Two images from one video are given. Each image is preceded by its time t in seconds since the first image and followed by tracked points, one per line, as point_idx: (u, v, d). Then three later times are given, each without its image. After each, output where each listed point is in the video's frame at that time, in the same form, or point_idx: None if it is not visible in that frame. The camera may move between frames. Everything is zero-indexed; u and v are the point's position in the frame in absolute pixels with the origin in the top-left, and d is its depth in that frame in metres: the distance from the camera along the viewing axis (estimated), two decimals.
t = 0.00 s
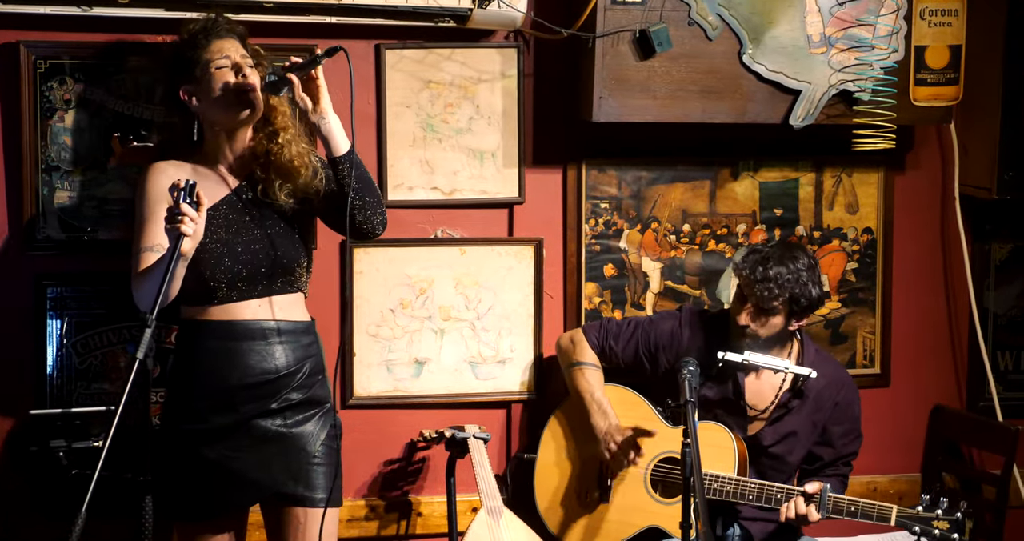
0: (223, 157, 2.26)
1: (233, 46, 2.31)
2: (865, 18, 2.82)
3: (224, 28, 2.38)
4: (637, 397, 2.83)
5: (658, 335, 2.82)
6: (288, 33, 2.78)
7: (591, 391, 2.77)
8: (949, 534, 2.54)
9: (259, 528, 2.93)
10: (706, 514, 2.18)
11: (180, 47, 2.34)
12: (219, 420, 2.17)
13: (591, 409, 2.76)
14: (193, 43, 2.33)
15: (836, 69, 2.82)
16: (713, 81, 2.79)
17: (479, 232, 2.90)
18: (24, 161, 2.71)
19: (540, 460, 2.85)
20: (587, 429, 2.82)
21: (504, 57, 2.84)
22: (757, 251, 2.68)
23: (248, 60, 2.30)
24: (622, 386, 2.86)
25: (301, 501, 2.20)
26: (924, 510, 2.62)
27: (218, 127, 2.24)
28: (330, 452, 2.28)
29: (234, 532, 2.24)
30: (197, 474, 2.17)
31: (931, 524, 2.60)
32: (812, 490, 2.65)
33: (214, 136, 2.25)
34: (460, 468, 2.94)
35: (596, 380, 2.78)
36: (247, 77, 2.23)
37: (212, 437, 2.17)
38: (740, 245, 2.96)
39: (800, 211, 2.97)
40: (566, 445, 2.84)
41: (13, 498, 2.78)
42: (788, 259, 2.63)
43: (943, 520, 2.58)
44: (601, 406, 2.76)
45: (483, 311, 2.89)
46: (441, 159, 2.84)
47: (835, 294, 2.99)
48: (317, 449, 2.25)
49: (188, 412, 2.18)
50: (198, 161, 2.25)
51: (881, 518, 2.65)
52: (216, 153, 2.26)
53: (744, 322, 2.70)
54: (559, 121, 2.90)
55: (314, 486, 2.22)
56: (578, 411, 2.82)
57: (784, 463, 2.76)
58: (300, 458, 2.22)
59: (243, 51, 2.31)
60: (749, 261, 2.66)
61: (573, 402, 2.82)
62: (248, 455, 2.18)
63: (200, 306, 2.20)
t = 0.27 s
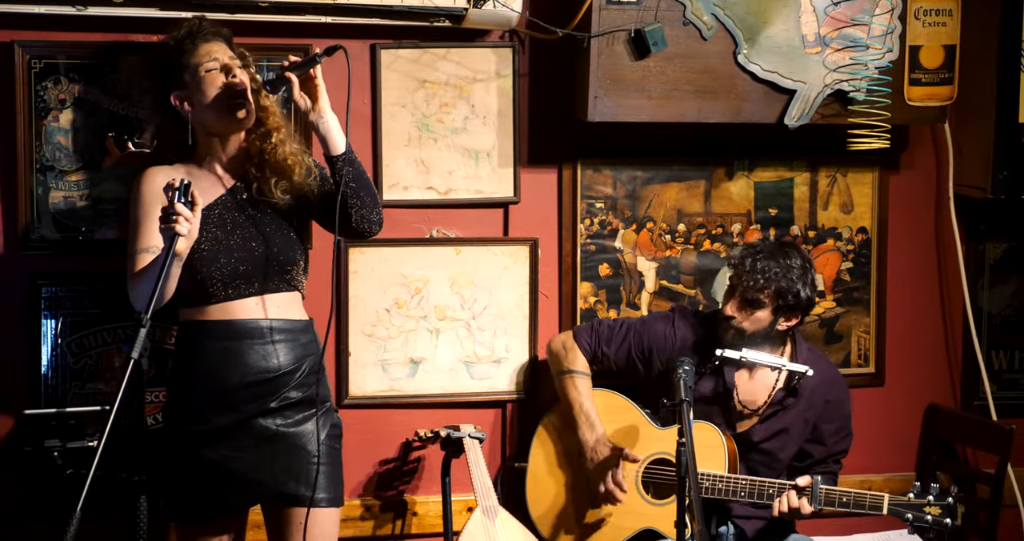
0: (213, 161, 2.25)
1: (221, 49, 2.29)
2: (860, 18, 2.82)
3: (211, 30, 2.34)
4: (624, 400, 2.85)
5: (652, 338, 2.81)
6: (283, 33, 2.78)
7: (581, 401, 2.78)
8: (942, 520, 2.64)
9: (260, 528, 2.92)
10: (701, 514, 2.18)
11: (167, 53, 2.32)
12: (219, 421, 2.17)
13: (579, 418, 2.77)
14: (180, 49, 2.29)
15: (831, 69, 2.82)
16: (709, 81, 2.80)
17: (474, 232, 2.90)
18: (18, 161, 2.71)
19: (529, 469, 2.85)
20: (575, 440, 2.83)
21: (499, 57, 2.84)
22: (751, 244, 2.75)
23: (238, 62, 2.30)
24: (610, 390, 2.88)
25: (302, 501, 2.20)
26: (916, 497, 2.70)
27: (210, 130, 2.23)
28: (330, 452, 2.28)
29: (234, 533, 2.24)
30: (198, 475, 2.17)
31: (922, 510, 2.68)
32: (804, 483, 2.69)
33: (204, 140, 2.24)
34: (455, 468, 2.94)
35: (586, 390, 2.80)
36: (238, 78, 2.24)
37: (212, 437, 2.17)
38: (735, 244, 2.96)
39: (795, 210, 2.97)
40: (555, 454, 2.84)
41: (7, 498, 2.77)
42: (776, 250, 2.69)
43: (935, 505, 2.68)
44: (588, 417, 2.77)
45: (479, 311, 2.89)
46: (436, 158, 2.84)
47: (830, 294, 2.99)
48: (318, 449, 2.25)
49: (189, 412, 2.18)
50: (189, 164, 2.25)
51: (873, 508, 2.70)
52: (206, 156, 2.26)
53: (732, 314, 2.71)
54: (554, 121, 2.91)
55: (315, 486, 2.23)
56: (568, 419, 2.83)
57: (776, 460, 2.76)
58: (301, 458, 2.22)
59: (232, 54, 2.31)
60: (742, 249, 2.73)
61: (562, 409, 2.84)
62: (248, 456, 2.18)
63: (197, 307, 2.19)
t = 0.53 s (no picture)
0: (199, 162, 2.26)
1: (205, 51, 2.30)
2: (850, 18, 2.82)
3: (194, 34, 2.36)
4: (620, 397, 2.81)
5: (635, 337, 2.82)
6: (273, 33, 2.78)
7: (579, 386, 2.76)
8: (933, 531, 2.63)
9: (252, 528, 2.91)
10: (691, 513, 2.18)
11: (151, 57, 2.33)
12: (212, 421, 2.17)
13: (580, 399, 2.76)
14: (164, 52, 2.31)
15: (820, 69, 2.82)
16: (699, 80, 2.80)
17: (464, 232, 2.90)
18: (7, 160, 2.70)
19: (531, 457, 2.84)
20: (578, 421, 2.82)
21: (489, 56, 2.84)
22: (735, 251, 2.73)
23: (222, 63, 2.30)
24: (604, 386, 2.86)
25: (297, 501, 2.20)
26: (907, 506, 2.69)
27: (197, 132, 2.24)
28: (324, 451, 2.27)
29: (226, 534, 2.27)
30: (193, 476, 2.17)
31: (914, 520, 2.68)
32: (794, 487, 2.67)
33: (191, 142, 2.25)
34: (446, 468, 2.94)
35: (582, 375, 2.78)
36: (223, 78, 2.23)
37: (205, 438, 2.17)
38: (725, 244, 2.96)
39: (785, 210, 2.97)
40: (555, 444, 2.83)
41: None
42: (760, 256, 2.65)
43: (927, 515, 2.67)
44: (591, 396, 2.76)
45: (469, 310, 2.89)
46: (427, 158, 2.84)
47: (820, 293, 3.00)
48: (312, 449, 2.24)
49: (182, 413, 2.18)
50: (178, 166, 2.26)
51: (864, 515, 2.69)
52: (194, 158, 2.26)
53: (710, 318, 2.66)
54: (545, 120, 2.91)
55: (309, 485, 2.22)
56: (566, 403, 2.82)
57: (765, 461, 2.77)
58: (295, 458, 2.21)
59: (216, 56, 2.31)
60: (727, 255, 2.70)
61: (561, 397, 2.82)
62: (242, 456, 2.18)
63: (189, 308, 2.19)
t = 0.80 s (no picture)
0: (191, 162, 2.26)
1: (194, 55, 2.32)
2: (841, 18, 2.82)
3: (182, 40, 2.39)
4: (606, 400, 2.85)
5: (624, 338, 2.81)
6: (264, 33, 2.78)
7: (559, 400, 2.79)
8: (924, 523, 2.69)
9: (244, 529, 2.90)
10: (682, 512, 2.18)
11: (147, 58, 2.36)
12: (206, 422, 2.16)
13: (560, 418, 2.78)
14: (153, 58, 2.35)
15: (812, 69, 2.82)
16: (691, 81, 2.80)
17: (456, 232, 2.90)
18: None
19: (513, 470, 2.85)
20: (557, 442, 2.83)
21: (481, 57, 2.84)
22: (740, 275, 2.58)
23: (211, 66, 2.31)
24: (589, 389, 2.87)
25: (292, 502, 2.20)
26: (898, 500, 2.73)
27: (187, 133, 2.23)
28: (318, 452, 2.28)
29: (222, 534, 2.24)
30: (187, 477, 2.17)
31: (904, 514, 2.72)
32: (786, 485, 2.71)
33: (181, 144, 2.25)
34: (437, 468, 2.94)
35: (564, 388, 2.81)
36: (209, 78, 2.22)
37: (200, 439, 2.16)
38: (717, 244, 2.96)
39: (777, 210, 2.98)
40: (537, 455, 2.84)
41: None
42: (775, 281, 2.58)
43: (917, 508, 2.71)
44: (569, 415, 2.78)
45: (461, 311, 2.89)
46: (418, 159, 2.84)
47: (811, 293, 3.00)
48: (306, 449, 2.24)
49: (176, 413, 2.17)
50: (169, 168, 2.26)
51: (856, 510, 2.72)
52: (185, 160, 2.26)
53: (734, 338, 2.68)
54: (536, 120, 2.91)
55: (304, 485, 2.22)
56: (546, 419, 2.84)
57: (754, 457, 2.79)
58: (289, 458, 2.21)
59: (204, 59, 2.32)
60: (742, 292, 2.56)
61: (541, 408, 2.84)
62: (236, 457, 2.17)
63: (182, 309, 2.18)
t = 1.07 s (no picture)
0: (185, 162, 2.26)
1: (184, 54, 2.29)
2: (832, 18, 2.83)
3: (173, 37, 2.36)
4: (594, 403, 2.85)
5: (616, 341, 2.81)
6: (255, 33, 2.78)
7: (548, 407, 2.78)
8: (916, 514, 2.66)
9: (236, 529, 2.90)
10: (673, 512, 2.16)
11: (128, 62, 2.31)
12: (197, 421, 2.16)
13: (545, 426, 2.77)
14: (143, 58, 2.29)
15: (803, 69, 2.83)
16: (682, 81, 2.80)
17: (447, 232, 2.90)
18: None
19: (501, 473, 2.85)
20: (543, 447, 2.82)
21: (472, 57, 2.84)
22: (742, 297, 2.51)
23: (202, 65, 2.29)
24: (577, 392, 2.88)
25: (283, 501, 2.19)
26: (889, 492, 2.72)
27: (180, 132, 2.24)
28: (310, 451, 2.27)
29: (212, 534, 2.25)
30: (179, 476, 2.16)
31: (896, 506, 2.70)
32: (780, 480, 2.73)
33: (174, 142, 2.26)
34: (429, 468, 2.94)
35: (552, 395, 2.79)
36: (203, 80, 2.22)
37: (192, 438, 2.16)
38: (709, 244, 2.97)
39: (768, 210, 2.98)
40: (522, 458, 2.84)
41: None
42: (774, 297, 2.54)
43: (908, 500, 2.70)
44: (555, 425, 2.76)
45: (452, 310, 2.89)
46: (410, 159, 2.84)
47: (803, 293, 3.01)
48: (298, 449, 2.24)
49: (167, 413, 2.16)
50: (160, 167, 2.26)
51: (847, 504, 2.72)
52: (177, 160, 2.26)
53: (741, 354, 2.66)
54: (528, 121, 2.91)
55: (295, 485, 2.22)
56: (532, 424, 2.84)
57: (743, 456, 2.79)
58: (280, 458, 2.21)
59: (196, 58, 2.30)
60: (749, 314, 2.51)
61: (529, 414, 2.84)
62: (228, 457, 2.17)
63: (173, 308, 2.18)
